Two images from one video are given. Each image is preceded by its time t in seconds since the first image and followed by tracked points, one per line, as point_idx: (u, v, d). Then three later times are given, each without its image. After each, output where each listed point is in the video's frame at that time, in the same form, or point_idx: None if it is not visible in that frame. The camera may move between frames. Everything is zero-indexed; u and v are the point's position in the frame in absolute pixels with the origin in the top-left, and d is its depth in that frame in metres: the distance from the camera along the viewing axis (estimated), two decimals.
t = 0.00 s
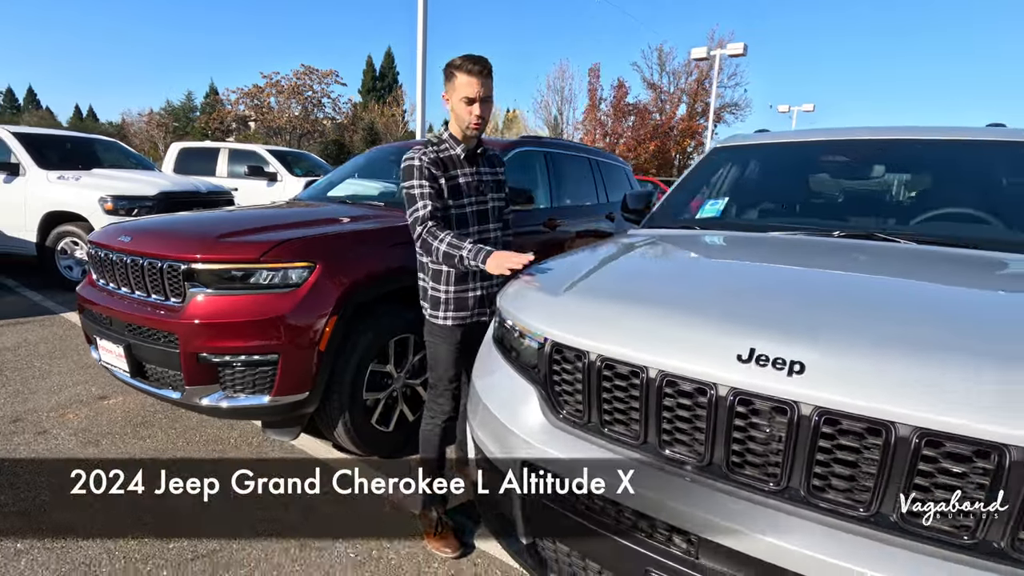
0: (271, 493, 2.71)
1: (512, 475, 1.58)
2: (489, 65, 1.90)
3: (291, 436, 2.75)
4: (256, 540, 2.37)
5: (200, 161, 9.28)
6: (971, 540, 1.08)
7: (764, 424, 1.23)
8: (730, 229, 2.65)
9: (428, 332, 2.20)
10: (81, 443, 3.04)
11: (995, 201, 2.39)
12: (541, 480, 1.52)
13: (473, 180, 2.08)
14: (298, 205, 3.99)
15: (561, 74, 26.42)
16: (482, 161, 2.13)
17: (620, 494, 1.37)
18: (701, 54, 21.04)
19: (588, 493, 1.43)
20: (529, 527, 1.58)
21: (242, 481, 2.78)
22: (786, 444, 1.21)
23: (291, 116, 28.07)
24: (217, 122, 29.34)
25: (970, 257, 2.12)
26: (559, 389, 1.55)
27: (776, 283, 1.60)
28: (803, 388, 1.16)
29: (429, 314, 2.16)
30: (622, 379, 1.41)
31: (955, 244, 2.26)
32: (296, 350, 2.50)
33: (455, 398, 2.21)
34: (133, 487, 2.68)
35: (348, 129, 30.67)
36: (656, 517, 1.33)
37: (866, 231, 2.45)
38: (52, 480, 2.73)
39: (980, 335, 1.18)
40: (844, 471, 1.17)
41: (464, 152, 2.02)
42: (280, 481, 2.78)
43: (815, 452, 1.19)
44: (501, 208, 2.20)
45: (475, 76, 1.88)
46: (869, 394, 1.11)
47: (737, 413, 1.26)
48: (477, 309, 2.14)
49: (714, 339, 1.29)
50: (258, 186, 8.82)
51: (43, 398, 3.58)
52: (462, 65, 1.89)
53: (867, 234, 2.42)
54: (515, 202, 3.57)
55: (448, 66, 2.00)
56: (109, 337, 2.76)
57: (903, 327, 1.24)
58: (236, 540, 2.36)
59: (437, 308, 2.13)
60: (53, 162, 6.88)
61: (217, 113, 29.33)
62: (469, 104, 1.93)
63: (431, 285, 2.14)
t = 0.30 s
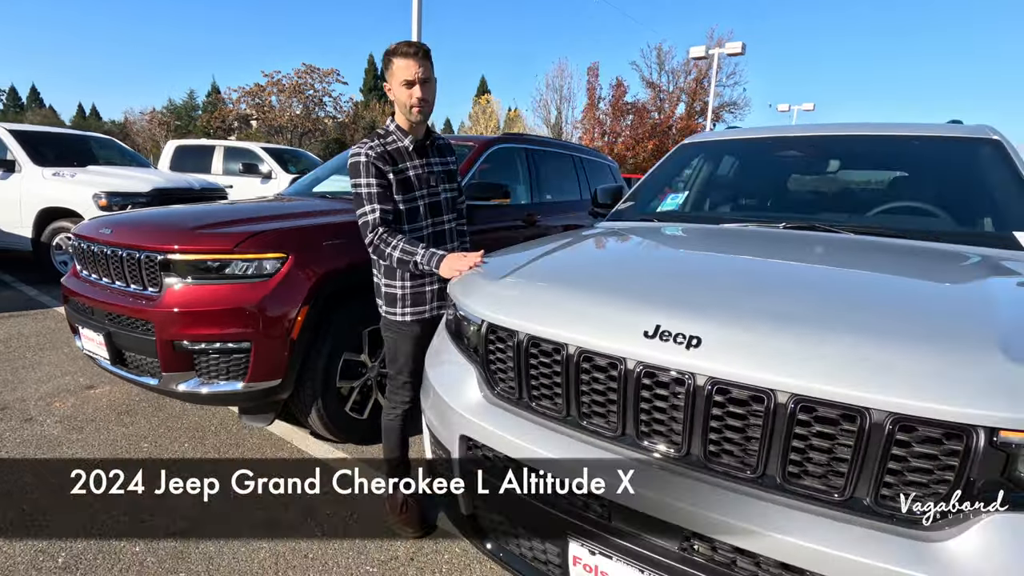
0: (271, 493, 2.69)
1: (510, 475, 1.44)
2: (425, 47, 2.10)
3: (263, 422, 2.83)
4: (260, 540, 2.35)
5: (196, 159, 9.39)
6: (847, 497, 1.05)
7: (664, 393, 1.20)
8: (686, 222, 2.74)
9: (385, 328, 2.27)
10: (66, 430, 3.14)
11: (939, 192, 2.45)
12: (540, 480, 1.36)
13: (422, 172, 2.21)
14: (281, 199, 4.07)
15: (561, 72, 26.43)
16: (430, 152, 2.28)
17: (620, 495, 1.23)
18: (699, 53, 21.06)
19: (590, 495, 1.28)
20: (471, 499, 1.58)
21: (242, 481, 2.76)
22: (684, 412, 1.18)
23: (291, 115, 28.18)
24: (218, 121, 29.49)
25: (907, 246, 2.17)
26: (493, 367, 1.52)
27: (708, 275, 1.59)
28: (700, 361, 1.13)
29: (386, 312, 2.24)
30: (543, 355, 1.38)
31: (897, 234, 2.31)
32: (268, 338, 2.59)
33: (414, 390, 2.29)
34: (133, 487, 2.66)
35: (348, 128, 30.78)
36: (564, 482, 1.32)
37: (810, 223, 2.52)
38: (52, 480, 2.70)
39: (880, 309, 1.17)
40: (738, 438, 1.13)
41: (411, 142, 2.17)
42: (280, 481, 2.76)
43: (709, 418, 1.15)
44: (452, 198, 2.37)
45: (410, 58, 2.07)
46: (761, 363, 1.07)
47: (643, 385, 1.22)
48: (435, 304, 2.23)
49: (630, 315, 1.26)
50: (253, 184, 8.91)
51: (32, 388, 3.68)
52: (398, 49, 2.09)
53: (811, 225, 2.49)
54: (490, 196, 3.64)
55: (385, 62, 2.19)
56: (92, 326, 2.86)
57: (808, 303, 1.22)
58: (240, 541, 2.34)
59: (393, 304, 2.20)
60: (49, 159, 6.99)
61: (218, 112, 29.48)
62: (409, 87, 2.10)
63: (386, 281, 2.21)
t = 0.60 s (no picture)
0: (271, 493, 2.68)
1: (510, 475, 1.41)
2: (386, 46, 2.39)
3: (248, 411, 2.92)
4: (263, 540, 2.34)
5: (192, 157, 9.49)
6: (756, 465, 1.14)
7: (597, 371, 1.29)
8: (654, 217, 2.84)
9: (354, 322, 2.42)
10: (57, 418, 3.24)
11: (893, 188, 2.55)
12: (540, 480, 1.35)
13: (384, 169, 2.48)
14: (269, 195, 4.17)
15: (560, 71, 26.46)
16: (395, 149, 2.55)
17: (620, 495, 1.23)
18: (697, 52, 21.07)
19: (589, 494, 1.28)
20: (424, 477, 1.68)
21: (242, 481, 2.75)
22: (615, 390, 1.27)
23: (291, 112, 28.19)
24: (217, 119, 29.57)
25: (858, 239, 2.27)
26: (449, 351, 1.62)
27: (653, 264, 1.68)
28: (628, 341, 1.22)
29: (349, 305, 2.39)
30: (491, 338, 1.48)
31: (849, 229, 2.41)
32: (250, 329, 2.68)
33: (381, 381, 2.44)
34: (133, 487, 2.64)
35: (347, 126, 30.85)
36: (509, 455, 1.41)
37: (769, 218, 2.62)
38: (52, 480, 2.67)
39: (794, 293, 1.28)
40: (662, 413, 1.22)
41: (374, 137, 2.43)
42: (280, 481, 2.76)
43: (635, 395, 1.25)
44: (416, 195, 2.65)
45: (373, 57, 2.34)
46: (678, 341, 1.17)
47: (579, 365, 1.32)
48: (396, 298, 2.38)
49: (568, 300, 1.36)
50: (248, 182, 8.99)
51: (25, 379, 3.77)
52: (362, 48, 2.36)
53: (769, 220, 2.60)
54: (471, 193, 3.73)
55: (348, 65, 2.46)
56: (81, 317, 2.96)
57: (731, 287, 1.32)
58: (243, 541, 2.33)
59: (356, 299, 2.37)
60: (46, 156, 7.08)
61: (218, 110, 29.56)
62: (374, 84, 2.38)
63: (351, 277, 2.38)
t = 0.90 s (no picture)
0: (271, 493, 2.66)
1: (510, 475, 1.45)
2: (374, 49, 2.51)
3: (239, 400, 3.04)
4: (265, 541, 2.31)
5: (190, 154, 9.59)
6: (694, 436, 1.25)
7: (553, 352, 1.40)
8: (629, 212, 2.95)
9: (338, 311, 2.54)
10: (56, 407, 3.35)
11: (856, 184, 2.65)
12: (541, 480, 1.40)
13: (368, 162, 2.61)
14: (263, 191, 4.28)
15: (559, 69, 26.49)
16: (379, 145, 2.68)
17: (605, 484, 1.31)
18: (695, 50, 21.09)
19: (589, 494, 1.32)
20: (402, 455, 1.79)
21: (242, 481, 2.72)
22: (569, 369, 1.37)
23: (290, 110, 28.26)
24: (217, 116, 29.68)
25: (821, 232, 2.36)
26: (422, 336, 1.72)
27: (614, 254, 1.78)
28: (579, 324, 1.33)
29: (333, 295, 2.51)
30: (459, 323, 1.59)
31: (811, 223, 2.51)
32: (242, 320, 2.78)
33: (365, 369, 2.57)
34: (133, 488, 2.61)
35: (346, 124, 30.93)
36: (475, 432, 1.52)
37: (737, 212, 2.73)
38: (51, 480, 2.64)
39: (736, 280, 1.38)
40: (611, 390, 1.33)
41: (358, 133, 2.56)
42: (280, 481, 2.73)
43: (587, 374, 1.35)
44: (398, 189, 2.78)
45: (362, 61, 2.48)
46: (622, 322, 1.28)
47: (537, 347, 1.42)
48: (379, 288, 2.51)
49: (528, 287, 1.46)
50: (246, 179, 9.07)
51: (24, 370, 3.87)
52: (350, 51, 2.48)
53: (737, 214, 2.70)
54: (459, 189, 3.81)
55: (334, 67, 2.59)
56: (79, 309, 3.06)
57: (680, 276, 1.42)
58: (245, 542, 2.31)
59: (340, 289, 2.48)
60: (46, 153, 7.19)
61: (217, 108, 29.65)
62: (361, 87, 2.51)
63: (333, 267, 2.48)
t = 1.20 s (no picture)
0: (271, 493, 2.62)
1: (510, 475, 1.52)
2: (368, 48, 2.61)
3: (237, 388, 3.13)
4: (264, 543, 2.29)
5: (191, 152, 9.70)
6: (652, 409, 1.36)
7: (523, 333, 1.50)
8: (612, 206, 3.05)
9: (333, 302, 2.64)
10: (60, 396, 3.45)
11: (829, 177, 2.76)
12: (541, 480, 1.46)
13: (361, 157, 2.72)
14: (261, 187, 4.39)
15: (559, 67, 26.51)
16: (372, 141, 2.79)
17: (571, 455, 1.41)
18: (695, 48, 21.09)
19: (589, 493, 1.40)
20: (389, 434, 1.89)
21: (242, 481, 2.69)
22: (538, 349, 1.47)
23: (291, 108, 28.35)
24: (219, 114, 29.80)
25: (795, 225, 2.46)
26: (405, 321, 1.83)
27: (588, 244, 1.89)
28: (547, 306, 1.43)
29: (330, 286, 2.60)
30: (439, 307, 1.69)
31: (783, 216, 2.61)
32: (239, 310, 2.88)
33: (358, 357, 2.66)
34: (133, 487, 2.59)
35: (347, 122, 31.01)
36: (452, 409, 1.62)
37: (714, 206, 2.83)
38: (51, 481, 2.61)
39: (694, 267, 1.48)
40: (576, 368, 1.43)
41: (352, 129, 2.66)
42: (280, 481, 2.70)
43: (555, 353, 1.45)
44: (390, 183, 2.89)
45: (357, 59, 2.58)
46: (586, 305, 1.38)
47: (509, 329, 1.52)
48: (374, 278, 2.61)
49: (502, 273, 1.56)
50: (246, 177, 9.16)
51: (29, 361, 3.99)
52: (345, 50, 2.58)
53: (713, 208, 2.80)
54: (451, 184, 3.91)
55: (331, 66, 2.69)
56: (82, 300, 3.17)
57: (644, 264, 1.52)
58: (246, 541, 2.29)
59: (337, 279, 2.58)
60: (49, 151, 7.30)
61: (219, 106, 29.76)
62: (355, 83, 2.60)
63: (330, 259, 2.58)
